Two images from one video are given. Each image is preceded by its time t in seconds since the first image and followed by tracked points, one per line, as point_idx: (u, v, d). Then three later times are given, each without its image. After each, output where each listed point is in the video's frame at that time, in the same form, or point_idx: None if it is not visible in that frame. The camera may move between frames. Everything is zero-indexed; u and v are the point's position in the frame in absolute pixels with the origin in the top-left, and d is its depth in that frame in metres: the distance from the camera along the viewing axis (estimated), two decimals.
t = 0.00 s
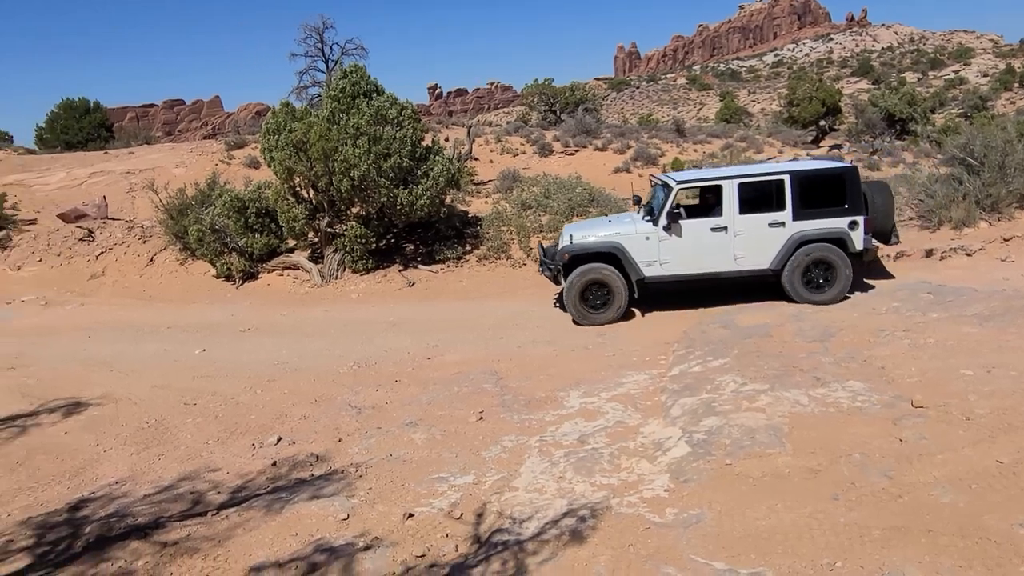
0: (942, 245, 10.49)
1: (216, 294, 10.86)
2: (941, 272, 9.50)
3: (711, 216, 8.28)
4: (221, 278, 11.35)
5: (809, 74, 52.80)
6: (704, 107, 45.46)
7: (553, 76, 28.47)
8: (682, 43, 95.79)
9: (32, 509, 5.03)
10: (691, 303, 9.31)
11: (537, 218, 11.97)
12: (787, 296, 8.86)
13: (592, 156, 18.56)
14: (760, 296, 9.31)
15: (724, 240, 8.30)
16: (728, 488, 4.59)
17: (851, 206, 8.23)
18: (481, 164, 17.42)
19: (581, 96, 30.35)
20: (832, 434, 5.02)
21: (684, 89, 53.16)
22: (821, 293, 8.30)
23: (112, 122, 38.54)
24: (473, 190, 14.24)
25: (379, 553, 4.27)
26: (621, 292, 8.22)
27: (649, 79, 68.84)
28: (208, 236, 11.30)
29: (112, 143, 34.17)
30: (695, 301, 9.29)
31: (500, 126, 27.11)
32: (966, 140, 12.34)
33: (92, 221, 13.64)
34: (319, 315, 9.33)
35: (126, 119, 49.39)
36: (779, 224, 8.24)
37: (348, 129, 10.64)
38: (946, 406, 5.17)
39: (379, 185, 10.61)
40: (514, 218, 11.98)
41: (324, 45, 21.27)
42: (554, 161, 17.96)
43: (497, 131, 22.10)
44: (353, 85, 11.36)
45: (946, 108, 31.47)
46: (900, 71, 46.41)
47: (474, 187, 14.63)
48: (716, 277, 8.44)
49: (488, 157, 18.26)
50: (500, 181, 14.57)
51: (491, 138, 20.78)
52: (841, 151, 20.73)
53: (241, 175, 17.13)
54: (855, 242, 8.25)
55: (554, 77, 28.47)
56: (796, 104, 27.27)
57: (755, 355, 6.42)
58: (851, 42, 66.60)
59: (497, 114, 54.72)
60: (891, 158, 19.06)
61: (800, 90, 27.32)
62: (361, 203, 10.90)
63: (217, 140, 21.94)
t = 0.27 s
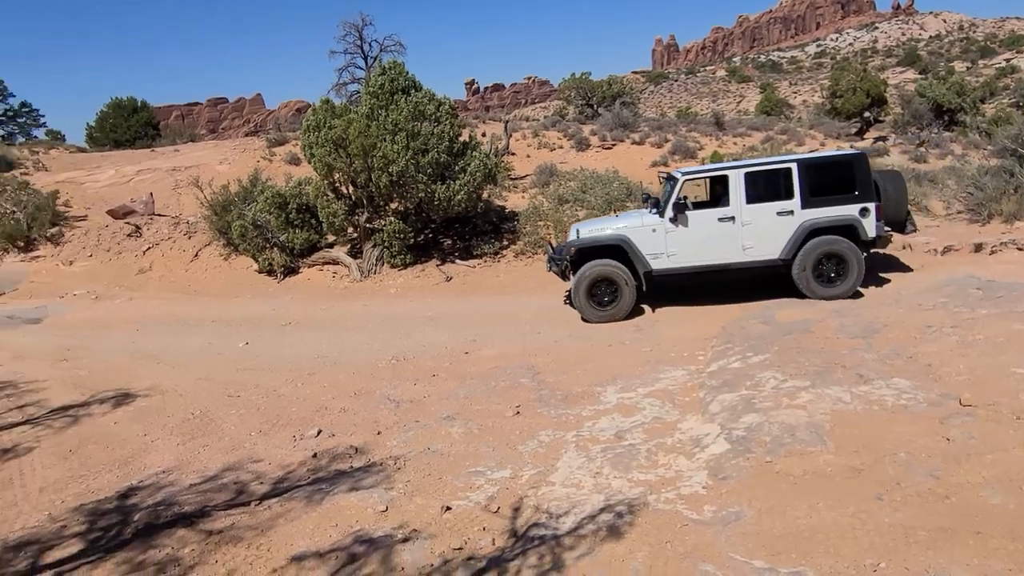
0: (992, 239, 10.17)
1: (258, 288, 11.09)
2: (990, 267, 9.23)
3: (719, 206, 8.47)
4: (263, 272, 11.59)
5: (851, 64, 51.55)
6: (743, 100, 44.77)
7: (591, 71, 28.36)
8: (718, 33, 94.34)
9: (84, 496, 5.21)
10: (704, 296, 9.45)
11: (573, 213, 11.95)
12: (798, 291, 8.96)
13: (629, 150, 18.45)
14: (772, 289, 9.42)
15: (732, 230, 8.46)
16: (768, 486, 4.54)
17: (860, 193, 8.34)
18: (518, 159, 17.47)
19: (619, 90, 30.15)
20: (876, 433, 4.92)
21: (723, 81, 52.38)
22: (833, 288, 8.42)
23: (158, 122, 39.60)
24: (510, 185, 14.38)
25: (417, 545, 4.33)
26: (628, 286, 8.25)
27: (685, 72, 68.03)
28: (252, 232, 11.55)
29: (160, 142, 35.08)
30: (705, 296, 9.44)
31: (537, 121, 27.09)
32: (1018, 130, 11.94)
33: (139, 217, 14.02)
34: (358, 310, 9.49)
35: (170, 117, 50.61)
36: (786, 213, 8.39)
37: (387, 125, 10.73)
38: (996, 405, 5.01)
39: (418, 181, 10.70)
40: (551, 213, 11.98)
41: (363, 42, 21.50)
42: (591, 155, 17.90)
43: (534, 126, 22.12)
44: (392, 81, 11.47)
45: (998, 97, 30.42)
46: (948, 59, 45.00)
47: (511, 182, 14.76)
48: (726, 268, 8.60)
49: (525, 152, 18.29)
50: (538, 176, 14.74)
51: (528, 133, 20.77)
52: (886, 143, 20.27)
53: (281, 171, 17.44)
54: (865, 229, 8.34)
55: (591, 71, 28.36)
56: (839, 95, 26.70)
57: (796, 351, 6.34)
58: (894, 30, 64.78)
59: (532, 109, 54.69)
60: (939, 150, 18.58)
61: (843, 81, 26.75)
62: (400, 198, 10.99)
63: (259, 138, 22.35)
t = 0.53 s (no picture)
0: None
1: (303, 282, 11.32)
2: None
3: (728, 203, 8.34)
4: (308, 267, 11.79)
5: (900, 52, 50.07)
6: (787, 90, 43.93)
7: (633, 63, 28.17)
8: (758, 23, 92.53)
9: (138, 483, 5.39)
10: (713, 294, 9.32)
11: (615, 207, 11.89)
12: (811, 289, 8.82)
13: (671, 143, 18.28)
14: (782, 287, 9.26)
15: (740, 228, 8.33)
16: (814, 484, 4.48)
17: (871, 190, 8.20)
18: (559, 153, 17.48)
19: (661, 83, 29.87)
20: (928, 432, 4.79)
21: (768, 72, 51.39)
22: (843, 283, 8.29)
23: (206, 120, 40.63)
24: (551, 179, 14.38)
25: (460, 537, 4.38)
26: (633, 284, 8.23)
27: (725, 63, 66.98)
28: (297, 227, 11.72)
29: (210, 139, 36.00)
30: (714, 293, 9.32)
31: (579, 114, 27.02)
32: None
33: (189, 212, 14.42)
34: (401, 304, 9.62)
35: (217, 115, 51.84)
36: (796, 210, 8.25)
37: (429, 120, 10.83)
38: None
39: (460, 175, 10.77)
40: (593, 207, 11.97)
41: (406, 38, 21.71)
42: (633, 149, 17.79)
43: (576, 120, 22.08)
44: (434, 77, 11.58)
45: None
46: (1003, 46, 43.36)
47: (553, 176, 14.78)
48: (734, 266, 8.47)
49: (566, 146, 18.28)
50: (579, 169, 14.70)
51: (569, 127, 20.72)
52: (939, 133, 19.68)
53: (325, 167, 17.74)
54: (877, 227, 8.21)
55: (633, 64, 28.17)
56: (890, 84, 26.03)
57: (843, 348, 6.22)
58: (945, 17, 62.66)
59: (571, 103, 54.53)
60: (996, 139, 17.99)
61: (894, 69, 26.05)
62: (442, 193, 11.06)
63: (305, 134, 22.77)
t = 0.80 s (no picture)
0: None
1: (340, 276, 11.48)
2: None
3: (734, 204, 8.23)
4: (345, 261, 11.95)
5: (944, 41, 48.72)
6: (826, 82, 43.11)
7: (670, 56, 27.92)
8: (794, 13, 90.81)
9: (182, 472, 5.54)
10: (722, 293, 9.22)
11: (651, 201, 11.82)
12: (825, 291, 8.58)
13: (709, 136, 18.08)
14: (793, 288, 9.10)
15: (745, 229, 8.22)
16: (855, 483, 4.41)
17: (881, 193, 7.94)
18: (594, 147, 17.43)
19: (699, 75, 29.54)
20: (973, 431, 4.67)
21: (809, 63, 50.43)
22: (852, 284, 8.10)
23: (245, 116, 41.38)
24: (586, 173, 14.37)
25: (494, 530, 4.41)
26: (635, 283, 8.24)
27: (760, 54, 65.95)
28: (335, 221, 11.83)
29: (250, 135, 36.73)
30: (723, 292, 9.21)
31: (615, 108, 26.88)
32: None
33: (229, 207, 14.73)
34: (436, 298, 9.70)
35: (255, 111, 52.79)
36: (802, 212, 8.08)
37: (465, 115, 10.85)
38: None
39: (495, 170, 10.77)
40: (629, 201, 11.93)
41: (442, 33, 21.82)
42: (669, 142, 17.64)
43: (611, 114, 21.99)
44: (470, 72, 11.60)
45: None
46: None
47: (588, 170, 14.77)
48: (739, 268, 8.36)
49: (602, 140, 18.22)
50: (614, 163, 14.68)
51: (605, 121, 20.65)
52: (987, 124, 19.14)
53: (362, 162, 17.95)
54: (885, 231, 7.95)
55: (670, 56, 27.93)
56: (936, 74, 25.40)
57: (885, 344, 6.10)
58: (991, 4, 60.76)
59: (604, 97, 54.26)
60: None
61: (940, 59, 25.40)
62: (478, 187, 11.07)
63: (343, 130, 23.06)
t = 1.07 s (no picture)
0: None
1: (371, 270, 11.62)
2: None
3: (733, 203, 8.13)
4: (376, 255, 12.09)
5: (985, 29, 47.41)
6: (861, 73, 42.29)
7: (702, 48, 27.61)
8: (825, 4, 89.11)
9: (216, 462, 5.65)
10: (721, 290, 9.15)
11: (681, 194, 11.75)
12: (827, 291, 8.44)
13: (741, 129, 17.87)
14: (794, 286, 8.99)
15: (743, 229, 8.13)
16: (889, 481, 4.34)
17: (880, 195, 7.79)
18: (624, 140, 17.35)
19: (731, 67, 29.16)
20: (1013, 429, 4.56)
21: (845, 53, 49.47)
22: (857, 288, 7.92)
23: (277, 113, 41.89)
24: (616, 167, 14.33)
25: (522, 524, 4.43)
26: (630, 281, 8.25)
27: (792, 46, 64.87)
28: (366, 216, 11.96)
29: (283, 131, 37.23)
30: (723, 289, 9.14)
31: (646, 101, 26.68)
32: None
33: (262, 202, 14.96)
34: (465, 292, 9.76)
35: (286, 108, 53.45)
36: (801, 212, 7.97)
37: (495, 109, 10.87)
38: None
39: (525, 164, 10.78)
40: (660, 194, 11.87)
41: (472, 28, 21.86)
42: (700, 135, 17.48)
43: (641, 107, 21.84)
44: (500, 65, 11.59)
45: None
46: None
47: (618, 163, 14.73)
48: (736, 268, 8.29)
49: (632, 133, 18.11)
50: (645, 157, 14.64)
51: (635, 114, 20.52)
52: None
53: (392, 157, 18.08)
54: (884, 233, 7.82)
55: (703, 48, 27.61)
56: (977, 64, 24.78)
57: (922, 340, 5.99)
58: None
59: (634, 90, 53.85)
60: None
61: (982, 48, 24.75)
62: (507, 181, 11.13)
63: (373, 125, 23.25)
